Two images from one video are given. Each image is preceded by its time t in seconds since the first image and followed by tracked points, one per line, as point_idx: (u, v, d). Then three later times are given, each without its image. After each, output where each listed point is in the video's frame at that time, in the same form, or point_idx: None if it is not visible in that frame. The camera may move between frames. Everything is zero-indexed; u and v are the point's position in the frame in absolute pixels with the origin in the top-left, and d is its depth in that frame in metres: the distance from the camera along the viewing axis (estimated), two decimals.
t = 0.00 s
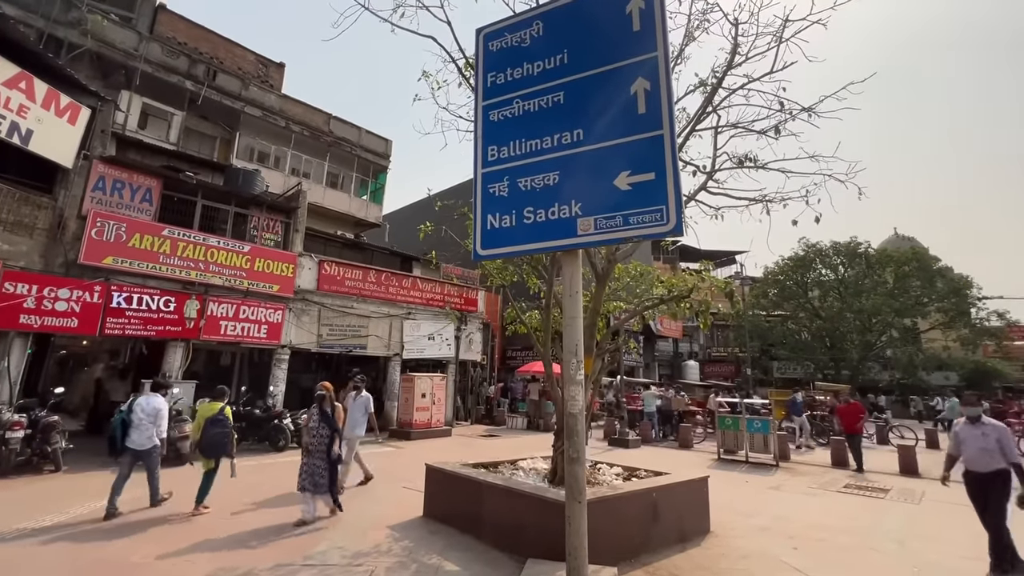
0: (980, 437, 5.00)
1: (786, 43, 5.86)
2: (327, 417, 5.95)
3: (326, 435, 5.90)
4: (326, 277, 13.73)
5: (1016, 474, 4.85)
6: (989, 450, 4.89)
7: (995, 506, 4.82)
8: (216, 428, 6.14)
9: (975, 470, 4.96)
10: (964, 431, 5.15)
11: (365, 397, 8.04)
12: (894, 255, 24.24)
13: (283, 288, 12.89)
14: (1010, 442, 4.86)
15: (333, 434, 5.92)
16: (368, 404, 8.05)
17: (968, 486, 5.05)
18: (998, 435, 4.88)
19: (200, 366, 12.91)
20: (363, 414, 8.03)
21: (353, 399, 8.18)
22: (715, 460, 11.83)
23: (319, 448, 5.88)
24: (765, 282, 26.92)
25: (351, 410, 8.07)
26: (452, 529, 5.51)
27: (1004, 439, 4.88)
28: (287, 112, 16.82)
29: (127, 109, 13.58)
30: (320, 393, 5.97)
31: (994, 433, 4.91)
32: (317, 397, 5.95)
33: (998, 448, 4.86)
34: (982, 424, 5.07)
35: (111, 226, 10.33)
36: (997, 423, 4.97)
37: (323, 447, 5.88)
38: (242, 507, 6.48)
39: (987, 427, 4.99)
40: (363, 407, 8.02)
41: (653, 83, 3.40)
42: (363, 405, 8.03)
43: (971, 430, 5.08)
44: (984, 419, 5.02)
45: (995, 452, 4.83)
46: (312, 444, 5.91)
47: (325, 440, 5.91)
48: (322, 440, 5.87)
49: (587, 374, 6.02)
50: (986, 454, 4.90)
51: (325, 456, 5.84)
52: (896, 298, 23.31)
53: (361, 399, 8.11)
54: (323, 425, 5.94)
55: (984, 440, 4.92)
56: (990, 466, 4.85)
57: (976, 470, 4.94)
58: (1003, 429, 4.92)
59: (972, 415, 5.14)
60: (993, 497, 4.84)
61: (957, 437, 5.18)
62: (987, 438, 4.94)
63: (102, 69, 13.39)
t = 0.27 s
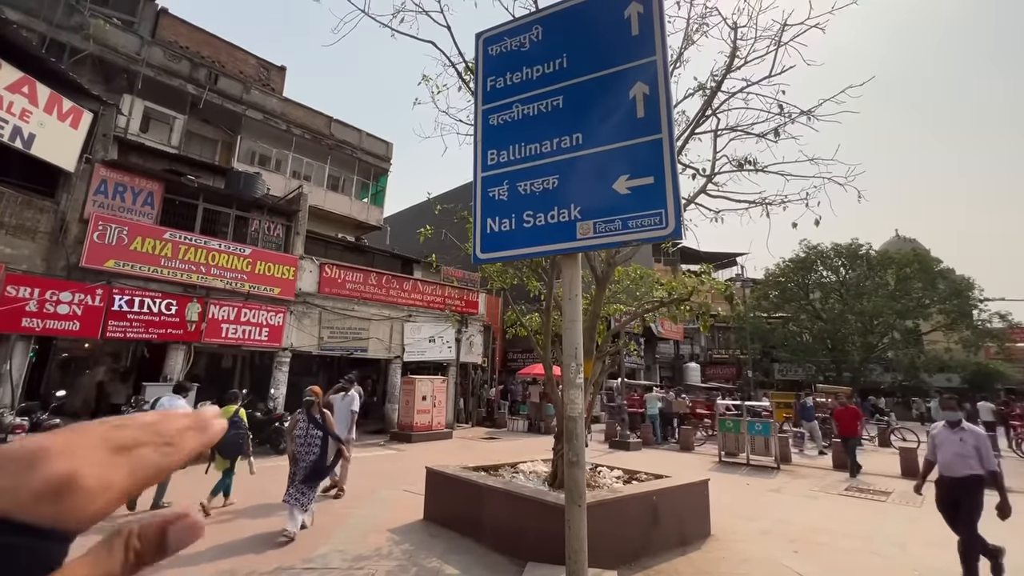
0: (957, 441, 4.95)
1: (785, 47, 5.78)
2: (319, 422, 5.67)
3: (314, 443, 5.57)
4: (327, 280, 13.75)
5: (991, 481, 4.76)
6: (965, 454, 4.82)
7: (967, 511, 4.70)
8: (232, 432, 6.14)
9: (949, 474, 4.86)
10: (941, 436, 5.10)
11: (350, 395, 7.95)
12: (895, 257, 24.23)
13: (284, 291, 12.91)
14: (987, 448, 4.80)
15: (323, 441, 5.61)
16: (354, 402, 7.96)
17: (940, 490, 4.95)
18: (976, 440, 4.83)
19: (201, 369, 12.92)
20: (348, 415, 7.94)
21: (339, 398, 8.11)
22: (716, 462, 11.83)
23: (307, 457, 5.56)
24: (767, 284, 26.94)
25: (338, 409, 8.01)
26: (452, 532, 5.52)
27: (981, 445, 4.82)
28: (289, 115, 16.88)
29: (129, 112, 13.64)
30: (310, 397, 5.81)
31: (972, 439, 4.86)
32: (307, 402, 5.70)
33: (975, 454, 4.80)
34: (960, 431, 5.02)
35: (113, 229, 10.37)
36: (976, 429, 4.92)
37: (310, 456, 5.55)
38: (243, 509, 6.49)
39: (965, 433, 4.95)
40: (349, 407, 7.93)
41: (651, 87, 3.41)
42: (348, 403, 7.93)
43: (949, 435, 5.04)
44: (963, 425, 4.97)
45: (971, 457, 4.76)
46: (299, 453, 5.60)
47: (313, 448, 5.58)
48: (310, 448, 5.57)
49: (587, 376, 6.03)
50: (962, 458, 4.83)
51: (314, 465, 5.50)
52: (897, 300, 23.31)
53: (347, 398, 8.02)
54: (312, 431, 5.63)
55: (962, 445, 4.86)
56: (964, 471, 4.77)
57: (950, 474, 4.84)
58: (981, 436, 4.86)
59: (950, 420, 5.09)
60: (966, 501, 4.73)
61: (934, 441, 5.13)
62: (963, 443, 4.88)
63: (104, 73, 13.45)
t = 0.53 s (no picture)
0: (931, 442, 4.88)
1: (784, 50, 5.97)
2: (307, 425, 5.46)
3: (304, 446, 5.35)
4: (330, 282, 13.79)
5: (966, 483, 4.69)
6: (939, 456, 4.77)
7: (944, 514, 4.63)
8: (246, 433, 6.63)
9: (925, 476, 4.78)
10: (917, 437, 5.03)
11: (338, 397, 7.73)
12: (900, 258, 24.11)
13: (288, 293, 12.95)
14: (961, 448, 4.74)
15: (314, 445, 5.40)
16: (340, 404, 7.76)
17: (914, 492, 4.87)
18: (951, 441, 4.77)
19: (205, 370, 12.98)
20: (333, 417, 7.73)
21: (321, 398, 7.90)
22: (719, 465, 11.79)
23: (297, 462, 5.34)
24: (770, 286, 26.85)
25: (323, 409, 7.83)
26: (453, 534, 5.52)
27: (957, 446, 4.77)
28: (292, 118, 16.96)
29: (134, 115, 13.73)
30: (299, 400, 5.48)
31: (947, 439, 4.80)
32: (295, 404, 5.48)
33: (949, 455, 4.74)
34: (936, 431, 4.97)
35: (118, 232, 10.43)
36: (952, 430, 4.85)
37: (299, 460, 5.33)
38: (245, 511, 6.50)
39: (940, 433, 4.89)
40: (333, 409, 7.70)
41: (651, 90, 3.42)
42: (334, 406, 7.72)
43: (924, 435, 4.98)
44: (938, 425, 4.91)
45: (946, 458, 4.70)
46: (286, 458, 5.37)
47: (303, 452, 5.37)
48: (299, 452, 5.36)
49: (589, 379, 6.03)
50: (937, 460, 4.77)
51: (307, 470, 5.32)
52: (903, 302, 23.20)
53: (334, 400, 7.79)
54: (300, 434, 5.41)
55: (937, 446, 4.80)
56: (941, 473, 4.70)
57: (927, 476, 4.76)
58: (956, 436, 4.80)
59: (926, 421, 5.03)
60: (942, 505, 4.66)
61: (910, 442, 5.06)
62: (938, 444, 4.82)
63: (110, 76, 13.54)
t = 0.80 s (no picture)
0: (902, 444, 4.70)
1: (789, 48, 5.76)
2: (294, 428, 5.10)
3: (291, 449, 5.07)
4: (335, 282, 13.85)
5: (940, 483, 4.53)
6: (912, 458, 4.57)
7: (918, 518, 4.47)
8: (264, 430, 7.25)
9: (897, 479, 4.60)
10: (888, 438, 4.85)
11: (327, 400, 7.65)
12: (908, 259, 23.91)
13: (293, 293, 13.02)
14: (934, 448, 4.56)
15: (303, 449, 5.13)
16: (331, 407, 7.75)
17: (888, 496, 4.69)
18: (922, 441, 4.58)
19: (212, 370, 13.07)
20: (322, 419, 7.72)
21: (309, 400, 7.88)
22: (725, 466, 11.71)
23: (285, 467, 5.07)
24: (777, 287, 26.71)
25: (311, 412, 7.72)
26: (457, 534, 5.53)
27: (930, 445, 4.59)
28: (298, 120, 17.06)
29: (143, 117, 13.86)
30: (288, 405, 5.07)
31: (918, 439, 4.61)
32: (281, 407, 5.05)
33: (922, 456, 4.55)
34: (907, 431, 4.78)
35: (126, 233, 10.53)
36: (922, 429, 4.68)
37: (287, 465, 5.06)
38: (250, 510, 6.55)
39: (910, 433, 4.70)
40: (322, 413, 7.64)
41: (655, 90, 3.42)
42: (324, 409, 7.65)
43: (895, 437, 4.78)
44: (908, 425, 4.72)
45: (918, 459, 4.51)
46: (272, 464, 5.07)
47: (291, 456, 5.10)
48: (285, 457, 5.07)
49: (592, 379, 6.03)
50: (909, 462, 4.58)
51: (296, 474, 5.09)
52: (912, 303, 22.96)
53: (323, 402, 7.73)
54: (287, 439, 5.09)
55: (907, 448, 4.61)
56: (913, 474, 4.52)
57: (898, 479, 4.58)
58: (927, 435, 4.62)
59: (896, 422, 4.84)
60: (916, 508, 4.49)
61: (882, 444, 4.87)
62: (909, 445, 4.63)
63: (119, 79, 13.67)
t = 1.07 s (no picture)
0: (881, 446, 4.62)
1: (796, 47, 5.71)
2: (278, 429, 4.73)
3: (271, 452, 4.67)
4: (341, 282, 13.90)
5: (918, 488, 4.48)
6: (892, 461, 4.50)
7: (896, 522, 4.40)
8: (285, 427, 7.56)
9: (878, 482, 4.53)
10: (866, 439, 4.75)
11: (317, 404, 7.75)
12: (919, 260, 23.66)
13: (300, 293, 13.09)
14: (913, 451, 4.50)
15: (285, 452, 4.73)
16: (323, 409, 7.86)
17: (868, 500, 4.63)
18: (902, 444, 4.52)
19: (220, 369, 13.17)
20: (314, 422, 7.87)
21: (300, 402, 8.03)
22: (731, 468, 11.63)
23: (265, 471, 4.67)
24: (785, 287, 26.52)
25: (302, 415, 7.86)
26: (461, 534, 5.54)
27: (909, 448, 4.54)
28: (305, 121, 17.14)
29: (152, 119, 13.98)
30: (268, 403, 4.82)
31: (898, 442, 4.55)
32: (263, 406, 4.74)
33: (901, 459, 4.49)
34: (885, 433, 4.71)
35: (135, 233, 10.62)
36: (900, 431, 4.61)
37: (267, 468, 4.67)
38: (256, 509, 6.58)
39: (889, 436, 4.63)
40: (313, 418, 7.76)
41: (659, 90, 3.40)
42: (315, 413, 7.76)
43: (873, 439, 4.69)
44: (887, 427, 4.65)
45: (899, 463, 4.44)
46: (253, 465, 4.69)
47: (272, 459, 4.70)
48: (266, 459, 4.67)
49: (597, 380, 6.01)
50: (889, 465, 4.50)
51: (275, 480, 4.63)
52: (922, 304, 22.72)
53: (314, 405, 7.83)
54: (269, 440, 4.71)
55: (887, 451, 4.55)
56: (893, 478, 4.44)
57: (879, 482, 4.50)
58: (906, 438, 4.56)
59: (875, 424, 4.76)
60: (896, 512, 4.42)
61: (859, 446, 4.77)
62: (889, 448, 4.56)
63: (128, 81, 13.80)
